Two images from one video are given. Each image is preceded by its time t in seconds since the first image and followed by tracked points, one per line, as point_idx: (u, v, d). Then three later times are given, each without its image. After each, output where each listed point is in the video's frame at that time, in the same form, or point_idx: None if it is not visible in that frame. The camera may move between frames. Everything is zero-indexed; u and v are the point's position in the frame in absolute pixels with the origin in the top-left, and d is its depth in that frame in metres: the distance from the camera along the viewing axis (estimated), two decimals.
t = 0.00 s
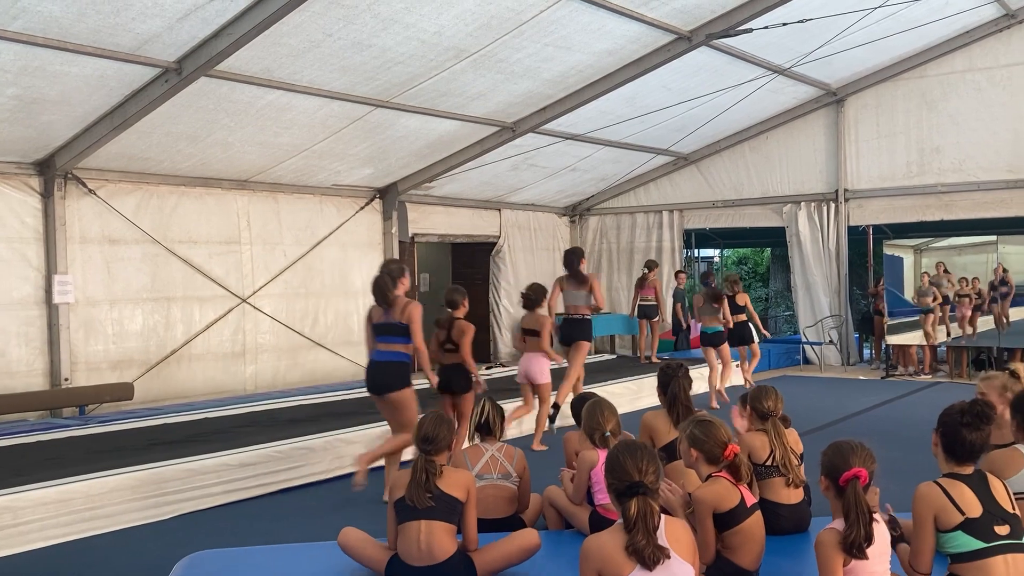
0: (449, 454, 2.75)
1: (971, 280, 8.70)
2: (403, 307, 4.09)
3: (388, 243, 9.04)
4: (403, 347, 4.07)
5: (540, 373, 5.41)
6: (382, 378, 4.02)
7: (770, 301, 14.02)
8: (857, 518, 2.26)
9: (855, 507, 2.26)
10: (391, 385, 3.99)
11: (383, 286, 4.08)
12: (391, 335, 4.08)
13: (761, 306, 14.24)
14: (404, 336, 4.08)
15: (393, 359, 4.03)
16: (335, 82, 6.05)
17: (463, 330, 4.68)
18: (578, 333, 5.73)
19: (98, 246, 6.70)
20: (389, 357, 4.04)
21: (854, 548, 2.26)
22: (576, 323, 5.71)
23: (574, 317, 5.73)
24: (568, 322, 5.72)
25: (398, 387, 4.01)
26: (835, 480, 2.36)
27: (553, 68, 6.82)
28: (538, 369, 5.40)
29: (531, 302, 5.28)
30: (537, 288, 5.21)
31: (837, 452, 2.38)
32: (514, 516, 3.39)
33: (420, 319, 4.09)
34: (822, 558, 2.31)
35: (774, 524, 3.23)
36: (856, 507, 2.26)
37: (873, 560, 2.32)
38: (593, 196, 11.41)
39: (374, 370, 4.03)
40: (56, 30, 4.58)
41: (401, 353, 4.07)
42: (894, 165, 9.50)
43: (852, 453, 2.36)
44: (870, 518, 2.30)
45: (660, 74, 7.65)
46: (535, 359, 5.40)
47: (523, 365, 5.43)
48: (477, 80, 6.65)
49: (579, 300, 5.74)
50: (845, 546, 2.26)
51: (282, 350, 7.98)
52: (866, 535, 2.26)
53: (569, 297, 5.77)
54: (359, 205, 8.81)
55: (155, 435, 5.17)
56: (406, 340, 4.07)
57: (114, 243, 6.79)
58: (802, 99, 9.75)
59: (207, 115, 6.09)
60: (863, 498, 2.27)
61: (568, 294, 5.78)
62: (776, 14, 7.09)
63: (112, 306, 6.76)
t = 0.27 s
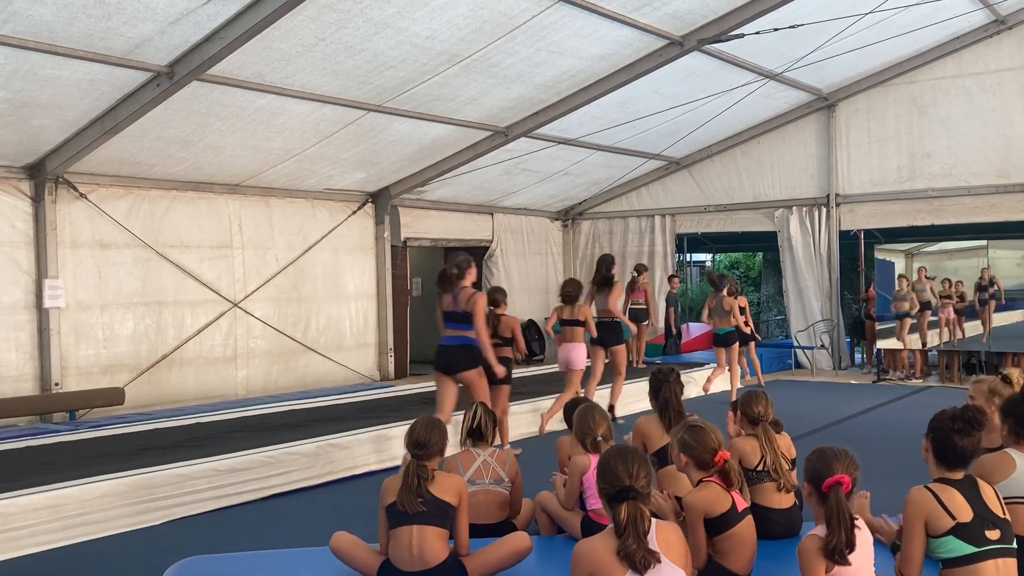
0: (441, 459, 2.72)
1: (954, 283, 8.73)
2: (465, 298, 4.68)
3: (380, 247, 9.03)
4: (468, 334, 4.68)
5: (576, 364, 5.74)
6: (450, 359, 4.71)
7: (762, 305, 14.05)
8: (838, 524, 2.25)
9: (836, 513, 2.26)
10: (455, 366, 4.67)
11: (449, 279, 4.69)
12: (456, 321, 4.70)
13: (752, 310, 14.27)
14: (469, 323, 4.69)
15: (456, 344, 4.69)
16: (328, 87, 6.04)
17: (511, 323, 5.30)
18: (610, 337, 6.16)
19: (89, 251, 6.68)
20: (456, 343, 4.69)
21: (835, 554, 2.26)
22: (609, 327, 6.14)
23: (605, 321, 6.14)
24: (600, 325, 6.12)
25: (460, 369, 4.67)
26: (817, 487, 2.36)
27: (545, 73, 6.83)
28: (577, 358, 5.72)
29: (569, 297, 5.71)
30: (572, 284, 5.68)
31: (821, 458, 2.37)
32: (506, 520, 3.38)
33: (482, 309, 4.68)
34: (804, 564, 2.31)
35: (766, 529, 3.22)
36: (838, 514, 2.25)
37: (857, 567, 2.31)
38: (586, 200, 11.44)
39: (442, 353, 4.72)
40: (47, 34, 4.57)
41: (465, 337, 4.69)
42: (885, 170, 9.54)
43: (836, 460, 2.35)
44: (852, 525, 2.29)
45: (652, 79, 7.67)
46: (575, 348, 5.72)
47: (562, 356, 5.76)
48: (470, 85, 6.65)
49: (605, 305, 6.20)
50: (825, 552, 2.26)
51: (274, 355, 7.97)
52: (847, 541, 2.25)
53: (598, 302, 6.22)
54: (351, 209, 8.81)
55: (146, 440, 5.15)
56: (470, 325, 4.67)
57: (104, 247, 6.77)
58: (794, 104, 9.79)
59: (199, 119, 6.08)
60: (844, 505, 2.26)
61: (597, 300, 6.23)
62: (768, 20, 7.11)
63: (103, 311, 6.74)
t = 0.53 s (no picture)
0: (435, 462, 2.73)
1: (942, 287, 8.90)
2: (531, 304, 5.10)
3: (375, 250, 9.03)
4: (531, 338, 5.08)
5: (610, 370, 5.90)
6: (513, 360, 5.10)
7: (757, 309, 14.07)
8: (824, 530, 2.25)
9: (823, 520, 2.25)
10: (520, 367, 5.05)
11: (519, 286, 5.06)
12: (522, 326, 5.09)
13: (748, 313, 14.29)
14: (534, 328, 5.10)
15: (522, 347, 5.07)
16: (323, 90, 6.04)
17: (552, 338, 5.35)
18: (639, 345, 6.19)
19: (83, 254, 6.66)
20: (519, 345, 5.08)
21: (822, 560, 2.24)
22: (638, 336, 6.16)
23: (635, 328, 6.16)
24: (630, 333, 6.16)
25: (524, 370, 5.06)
26: (807, 493, 2.36)
27: (540, 76, 6.83)
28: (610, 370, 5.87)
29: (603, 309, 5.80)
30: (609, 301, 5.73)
31: (809, 464, 2.37)
32: (501, 523, 3.38)
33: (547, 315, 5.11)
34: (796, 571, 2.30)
35: (761, 532, 3.22)
36: (824, 520, 2.25)
37: (846, 571, 2.30)
38: (581, 203, 11.45)
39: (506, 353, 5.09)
40: (41, 37, 4.56)
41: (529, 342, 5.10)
42: (879, 174, 9.56)
43: (825, 464, 2.35)
44: (840, 531, 2.28)
45: (646, 83, 7.68)
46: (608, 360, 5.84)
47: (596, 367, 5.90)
48: (465, 89, 6.65)
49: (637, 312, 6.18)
50: (813, 557, 2.25)
51: (268, 358, 7.95)
52: (834, 548, 2.25)
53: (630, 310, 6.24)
54: (346, 212, 8.80)
55: (141, 444, 5.13)
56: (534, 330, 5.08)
57: (99, 250, 6.75)
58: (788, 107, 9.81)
59: (193, 122, 6.07)
60: (832, 511, 2.26)
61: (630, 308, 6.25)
62: (762, 23, 7.12)
63: (97, 315, 6.72)
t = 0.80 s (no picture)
0: (433, 464, 2.74)
1: (928, 291, 8.92)
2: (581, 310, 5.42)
3: (372, 253, 9.03)
4: (585, 342, 5.41)
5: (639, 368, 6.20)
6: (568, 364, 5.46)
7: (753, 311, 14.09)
8: (824, 532, 2.24)
9: (822, 522, 2.24)
10: (576, 370, 5.41)
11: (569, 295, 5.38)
12: (575, 332, 5.42)
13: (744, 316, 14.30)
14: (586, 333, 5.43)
15: (578, 351, 5.41)
16: (319, 92, 6.04)
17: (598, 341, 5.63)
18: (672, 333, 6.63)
19: (80, 257, 6.65)
20: (574, 350, 5.43)
21: (822, 563, 2.24)
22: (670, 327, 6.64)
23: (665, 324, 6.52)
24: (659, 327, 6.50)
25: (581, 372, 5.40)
26: (807, 496, 2.36)
27: (536, 79, 6.84)
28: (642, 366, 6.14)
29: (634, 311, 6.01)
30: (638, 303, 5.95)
31: (809, 466, 2.36)
32: (497, 525, 3.38)
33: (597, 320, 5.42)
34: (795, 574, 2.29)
35: (758, 535, 3.22)
36: (824, 522, 2.24)
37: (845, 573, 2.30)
38: (577, 206, 11.46)
39: (561, 358, 5.46)
40: (37, 39, 4.55)
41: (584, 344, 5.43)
42: (874, 177, 9.58)
43: (824, 467, 2.35)
44: (839, 534, 2.28)
45: (643, 86, 7.68)
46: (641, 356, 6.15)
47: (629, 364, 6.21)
48: (461, 91, 6.66)
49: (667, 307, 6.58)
50: (813, 560, 2.25)
51: (265, 361, 7.95)
52: (834, 550, 2.24)
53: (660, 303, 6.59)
54: (343, 215, 8.80)
55: (137, 447, 5.13)
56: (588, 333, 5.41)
57: (95, 253, 6.75)
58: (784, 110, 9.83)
59: (190, 125, 6.06)
60: (831, 513, 2.25)
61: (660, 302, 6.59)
62: (758, 26, 7.13)
63: (94, 317, 6.71)
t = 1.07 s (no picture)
0: (432, 467, 2.74)
1: (916, 294, 8.98)
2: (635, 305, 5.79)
3: (370, 255, 9.03)
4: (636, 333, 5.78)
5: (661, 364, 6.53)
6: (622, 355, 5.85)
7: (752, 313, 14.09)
8: (820, 534, 2.24)
9: (819, 523, 2.24)
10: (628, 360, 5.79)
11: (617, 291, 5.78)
12: (627, 324, 5.80)
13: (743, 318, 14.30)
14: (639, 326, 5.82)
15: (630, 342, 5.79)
16: (318, 94, 6.04)
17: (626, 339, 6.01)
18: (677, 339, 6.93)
19: (78, 259, 6.65)
20: (627, 342, 5.81)
21: (818, 564, 2.24)
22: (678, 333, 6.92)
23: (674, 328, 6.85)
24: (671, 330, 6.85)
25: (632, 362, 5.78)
26: (806, 496, 2.38)
27: (534, 81, 6.85)
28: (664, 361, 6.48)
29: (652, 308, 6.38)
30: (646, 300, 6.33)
31: (811, 468, 2.39)
32: (496, 527, 3.38)
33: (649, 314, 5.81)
34: None
35: (757, 537, 3.21)
36: (821, 523, 2.24)
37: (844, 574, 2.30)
38: (576, 208, 11.47)
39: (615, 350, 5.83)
40: (35, 41, 4.55)
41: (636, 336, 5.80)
42: (872, 180, 9.59)
43: (825, 469, 2.37)
44: (836, 535, 2.27)
45: (641, 88, 7.69)
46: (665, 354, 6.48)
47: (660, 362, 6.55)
48: (460, 93, 6.66)
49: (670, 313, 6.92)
50: (809, 561, 2.25)
51: (263, 363, 7.94)
52: (830, 551, 2.23)
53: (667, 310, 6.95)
54: (341, 217, 8.80)
55: (135, 449, 5.12)
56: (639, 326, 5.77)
57: (93, 255, 6.74)
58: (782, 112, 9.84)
59: (188, 127, 6.06)
60: (828, 515, 2.24)
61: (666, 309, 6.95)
62: (756, 29, 7.14)
63: (91, 320, 6.71)
